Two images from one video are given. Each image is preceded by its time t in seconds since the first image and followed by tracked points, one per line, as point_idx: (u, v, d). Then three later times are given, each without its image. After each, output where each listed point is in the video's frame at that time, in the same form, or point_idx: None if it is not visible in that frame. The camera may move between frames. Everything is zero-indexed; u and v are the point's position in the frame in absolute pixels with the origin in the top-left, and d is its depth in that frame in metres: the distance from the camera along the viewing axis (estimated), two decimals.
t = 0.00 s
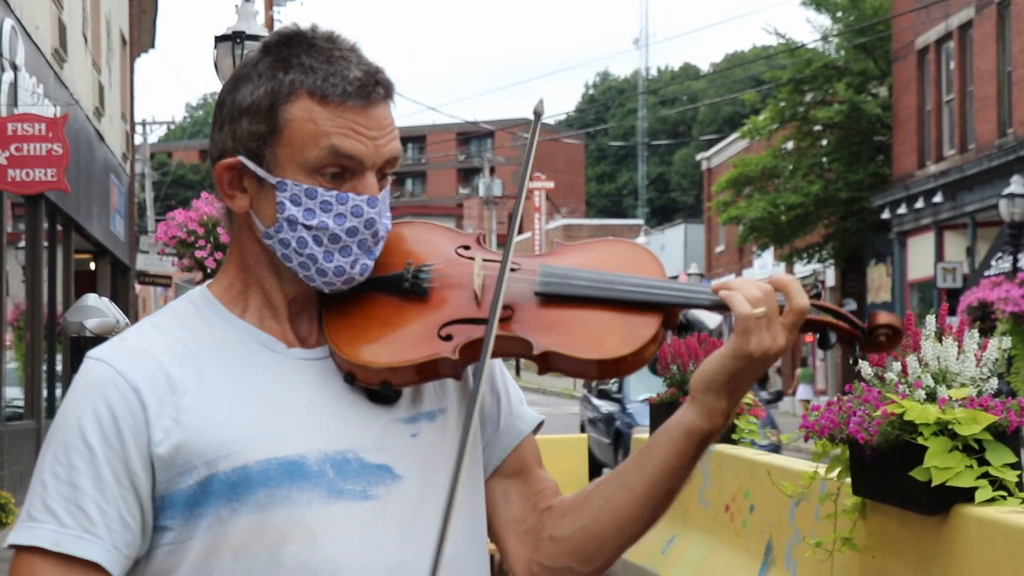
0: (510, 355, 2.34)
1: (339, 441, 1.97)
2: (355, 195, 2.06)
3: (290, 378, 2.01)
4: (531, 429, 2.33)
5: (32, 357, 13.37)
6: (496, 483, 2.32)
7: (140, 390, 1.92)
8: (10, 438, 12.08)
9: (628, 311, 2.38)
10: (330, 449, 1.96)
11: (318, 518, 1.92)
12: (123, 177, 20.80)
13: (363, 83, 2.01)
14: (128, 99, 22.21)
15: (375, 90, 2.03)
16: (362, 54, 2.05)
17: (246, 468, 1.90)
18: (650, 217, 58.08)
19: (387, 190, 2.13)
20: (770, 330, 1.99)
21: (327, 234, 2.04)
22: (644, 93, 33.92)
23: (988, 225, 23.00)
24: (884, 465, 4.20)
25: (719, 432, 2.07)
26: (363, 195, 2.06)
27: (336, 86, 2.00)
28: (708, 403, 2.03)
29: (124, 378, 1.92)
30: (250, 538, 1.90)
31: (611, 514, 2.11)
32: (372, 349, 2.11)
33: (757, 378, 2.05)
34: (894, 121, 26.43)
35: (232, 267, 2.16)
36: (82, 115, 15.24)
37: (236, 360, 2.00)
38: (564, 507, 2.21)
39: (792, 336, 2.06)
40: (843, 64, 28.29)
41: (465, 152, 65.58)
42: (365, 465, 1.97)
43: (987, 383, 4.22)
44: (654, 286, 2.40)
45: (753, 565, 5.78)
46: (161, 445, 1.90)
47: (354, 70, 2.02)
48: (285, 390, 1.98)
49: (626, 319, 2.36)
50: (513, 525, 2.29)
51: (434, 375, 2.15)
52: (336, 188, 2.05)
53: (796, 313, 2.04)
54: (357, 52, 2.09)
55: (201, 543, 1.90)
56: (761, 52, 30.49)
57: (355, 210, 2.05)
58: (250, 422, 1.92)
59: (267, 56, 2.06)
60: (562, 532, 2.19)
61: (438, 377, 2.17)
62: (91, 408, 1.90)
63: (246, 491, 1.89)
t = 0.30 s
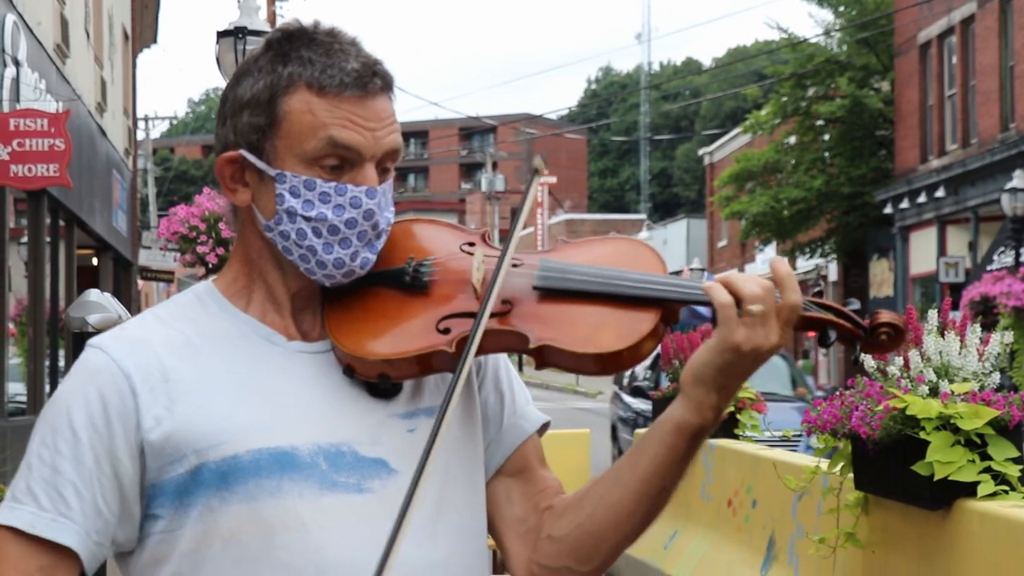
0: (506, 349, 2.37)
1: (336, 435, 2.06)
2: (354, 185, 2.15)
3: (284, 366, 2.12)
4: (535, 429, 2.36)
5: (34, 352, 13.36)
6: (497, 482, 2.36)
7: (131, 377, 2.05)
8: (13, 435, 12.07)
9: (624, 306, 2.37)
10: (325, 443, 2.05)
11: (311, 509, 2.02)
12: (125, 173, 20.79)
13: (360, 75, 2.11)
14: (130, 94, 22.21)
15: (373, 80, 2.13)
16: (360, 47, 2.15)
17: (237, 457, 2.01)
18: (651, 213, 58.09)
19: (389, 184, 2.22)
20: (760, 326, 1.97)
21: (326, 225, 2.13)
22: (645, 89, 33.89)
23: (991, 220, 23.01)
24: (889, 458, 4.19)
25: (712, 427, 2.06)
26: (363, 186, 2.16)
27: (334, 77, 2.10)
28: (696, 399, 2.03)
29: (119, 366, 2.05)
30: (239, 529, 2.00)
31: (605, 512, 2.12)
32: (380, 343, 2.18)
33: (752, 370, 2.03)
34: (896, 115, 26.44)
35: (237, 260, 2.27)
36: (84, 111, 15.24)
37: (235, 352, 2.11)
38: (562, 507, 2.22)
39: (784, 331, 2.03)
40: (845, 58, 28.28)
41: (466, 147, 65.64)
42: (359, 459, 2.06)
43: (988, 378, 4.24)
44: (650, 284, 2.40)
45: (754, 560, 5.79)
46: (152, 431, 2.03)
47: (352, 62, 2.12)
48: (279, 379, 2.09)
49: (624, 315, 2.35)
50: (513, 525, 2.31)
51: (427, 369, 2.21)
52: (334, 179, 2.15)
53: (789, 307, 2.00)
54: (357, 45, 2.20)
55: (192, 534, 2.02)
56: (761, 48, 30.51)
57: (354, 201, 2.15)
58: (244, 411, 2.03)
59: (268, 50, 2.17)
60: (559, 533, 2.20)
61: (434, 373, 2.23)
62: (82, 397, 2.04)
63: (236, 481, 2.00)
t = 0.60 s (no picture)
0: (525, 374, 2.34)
1: (347, 443, 1.98)
2: (393, 198, 2.05)
3: (299, 372, 2.02)
4: (530, 450, 2.37)
5: (36, 349, 13.34)
6: (494, 496, 2.35)
7: (152, 369, 1.93)
8: (14, 431, 12.07)
9: (643, 343, 2.34)
10: (337, 451, 1.97)
11: (320, 519, 1.93)
12: (128, 169, 20.80)
13: (411, 87, 2.01)
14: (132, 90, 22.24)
15: (421, 94, 2.03)
16: (410, 57, 2.04)
17: (254, 462, 1.91)
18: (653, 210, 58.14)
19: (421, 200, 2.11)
20: (771, 376, 1.88)
21: (361, 234, 2.01)
22: (647, 85, 33.95)
23: (993, 217, 23.02)
24: (890, 456, 4.19)
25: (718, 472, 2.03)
26: (401, 199, 2.05)
27: (385, 87, 1.99)
28: (706, 444, 1.98)
29: (138, 355, 1.94)
30: (249, 535, 1.91)
31: (600, 538, 2.12)
32: (391, 354, 2.11)
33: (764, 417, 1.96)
34: (898, 112, 26.44)
35: (255, 253, 2.15)
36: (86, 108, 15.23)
37: (258, 356, 2.00)
38: (549, 533, 2.23)
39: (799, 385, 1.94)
40: (847, 55, 28.29)
41: (468, 144, 65.74)
42: (368, 470, 1.98)
43: (989, 376, 4.25)
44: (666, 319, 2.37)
45: (756, 558, 5.78)
46: (170, 427, 1.92)
47: (402, 73, 2.02)
48: (292, 384, 1.99)
49: (643, 355, 2.32)
50: (498, 544, 2.30)
51: (442, 388, 2.14)
52: (373, 190, 2.04)
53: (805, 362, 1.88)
54: (403, 56, 2.10)
55: (201, 534, 1.92)
56: (763, 45, 30.57)
57: (391, 215, 2.04)
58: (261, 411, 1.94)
59: (314, 51, 2.05)
60: (545, 556, 2.20)
61: (448, 392, 2.17)
62: (101, 382, 1.91)
63: (249, 486, 1.90)
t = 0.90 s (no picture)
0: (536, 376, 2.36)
1: (363, 444, 1.93)
2: (419, 197, 1.98)
3: (319, 373, 1.94)
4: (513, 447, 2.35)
5: (37, 347, 13.33)
6: (484, 493, 2.31)
7: (190, 368, 1.83)
8: (15, 428, 12.05)
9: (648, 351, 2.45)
10: (357, 451, 1.91)
11: (349, 521, 1.88)
12: (129, 168, 20.78)
13: (444, 89, 1.96)
14: (134, 87, 22.23)
15: (449, 99, 1.98)
16: (438, 58, 1.99)
17: (289, 464, 1.83)
18: (655, 208, 58.12)
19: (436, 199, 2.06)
20: (781, 392, 2.05)
21: (388, 233, 1.95)
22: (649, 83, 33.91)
23: (995, 215, 23.00)
24: (890, 453, 4.19)
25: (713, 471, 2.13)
26: (425, 200, 1.99)
27: (420, 89, 1.93)
28: (707, 445, 2.09)
29: (171, 352, 1.83)
30: (284, 534, 1.84)
31: (596, 537, 2.14)
32: (399, 351, 2.07)
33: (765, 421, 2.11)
34: (901, 110, 26.42)
35: (265, 241, 2.03)
36: (88, 105, 15.23)
37: (273, 357, 1.91)
38: (536, 529, 2.19)
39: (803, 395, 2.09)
40: (849, 54, 28.26)
41: (470, 141, 65.73)
42: (380, 471, 1.93)
43: (991, 373, 4.25)
44: (680, 334, 2.49)
45: (758, 556, 5.78)
46: (208, 428, 1.82)
47: (434, 73, 1.96)
48: (311, 382, 1.92)
49: (649, 362, 2.42)
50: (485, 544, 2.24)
51: (443, 390, 2.13)
52: (400, 189, 1.97)
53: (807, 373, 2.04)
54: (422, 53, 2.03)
55: (235, 537, 1.84)
56: (765, 42, 30.55)
57: (417, 215, 1.99)
58: (287, 415, 1.85)
59: (339, 47, 1.96)
60: (536, 552, 2.17)
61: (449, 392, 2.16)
62: (140, 381, 1.80)
63: (286, 488, 1.83)
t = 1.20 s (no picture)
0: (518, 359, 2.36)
1: (348, 443, 1.96)
2: (380, 196, 2.03)
3: (297, 374, 1.99)
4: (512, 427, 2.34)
5: (38, 345, 13.32)
6: (482, 482, 2.33)
7: (165, 385, 1.87)
8: (17, 426, 12.05)
9: (634, 323, 2.39)
10: (342, 450, 1.95)
11: (337, 521, 1.91)
12: (130, 165, 20.77)
13: (397, 86, 1.98)
14: (133, 83, 22.18)
15: (405, 92, 2.00)
16: (391, 52, 2.02)
17: (269, 470, 1.87)
18: (655, 205, 58.09)
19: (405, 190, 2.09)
20: (779, 361, 1.98)
21: (350, 233, 2.00)
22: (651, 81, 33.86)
23: (995, 212, 23.01)
24: (890, 450, 4.19)
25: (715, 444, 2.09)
26: (389, 197, 2.04)
27: (370, 86, 1.96)
28: (707, 421, 2.05)
29: (146, 371, 1.87)
30: (274, 536, 1.88)
31: (603, 516, 2.12)
32: (378, 346, 2.11)
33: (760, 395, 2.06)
34: (901, 107, 26.40)
35: (238, 248, 2.09)
36: (88, 102, 15.23)
37: (247, 362, 1.96)
38: (545, 509, 2.20)
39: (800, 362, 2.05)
40: (850, 52, 28.23)
41: (471, 139, 65.69)
42: (369, 468, 1.97)
43: (992, 370, 4.24)
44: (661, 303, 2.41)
45: (758, 553, 5.79)
46: (189, 442, 1.87)
47: (387, 70, 1.99)
48: (291, 384, 1.97)
49: (635, 333, 2.37)
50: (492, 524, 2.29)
51: (434, 379, 2.15)
52: (360, 188, 2.01)
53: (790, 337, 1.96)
54: (382, 45, 2.06)
55: (222, 545, 1.88)
56: (765, 40, 30.51)
57: (380, 212, 2.03)
58: (267, 421, 1.90)
59: (294, 48, 2.01)
60: (545, 534, 2.18)
61: (442, 381, 2.19)
62: (119, 404, 1.85)
63: (267, 492, 1.87)
